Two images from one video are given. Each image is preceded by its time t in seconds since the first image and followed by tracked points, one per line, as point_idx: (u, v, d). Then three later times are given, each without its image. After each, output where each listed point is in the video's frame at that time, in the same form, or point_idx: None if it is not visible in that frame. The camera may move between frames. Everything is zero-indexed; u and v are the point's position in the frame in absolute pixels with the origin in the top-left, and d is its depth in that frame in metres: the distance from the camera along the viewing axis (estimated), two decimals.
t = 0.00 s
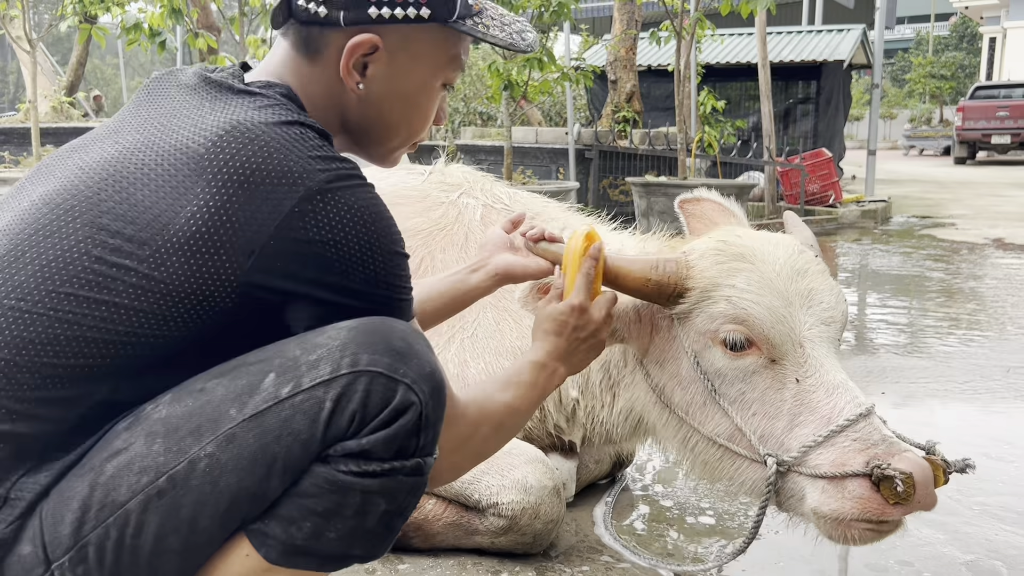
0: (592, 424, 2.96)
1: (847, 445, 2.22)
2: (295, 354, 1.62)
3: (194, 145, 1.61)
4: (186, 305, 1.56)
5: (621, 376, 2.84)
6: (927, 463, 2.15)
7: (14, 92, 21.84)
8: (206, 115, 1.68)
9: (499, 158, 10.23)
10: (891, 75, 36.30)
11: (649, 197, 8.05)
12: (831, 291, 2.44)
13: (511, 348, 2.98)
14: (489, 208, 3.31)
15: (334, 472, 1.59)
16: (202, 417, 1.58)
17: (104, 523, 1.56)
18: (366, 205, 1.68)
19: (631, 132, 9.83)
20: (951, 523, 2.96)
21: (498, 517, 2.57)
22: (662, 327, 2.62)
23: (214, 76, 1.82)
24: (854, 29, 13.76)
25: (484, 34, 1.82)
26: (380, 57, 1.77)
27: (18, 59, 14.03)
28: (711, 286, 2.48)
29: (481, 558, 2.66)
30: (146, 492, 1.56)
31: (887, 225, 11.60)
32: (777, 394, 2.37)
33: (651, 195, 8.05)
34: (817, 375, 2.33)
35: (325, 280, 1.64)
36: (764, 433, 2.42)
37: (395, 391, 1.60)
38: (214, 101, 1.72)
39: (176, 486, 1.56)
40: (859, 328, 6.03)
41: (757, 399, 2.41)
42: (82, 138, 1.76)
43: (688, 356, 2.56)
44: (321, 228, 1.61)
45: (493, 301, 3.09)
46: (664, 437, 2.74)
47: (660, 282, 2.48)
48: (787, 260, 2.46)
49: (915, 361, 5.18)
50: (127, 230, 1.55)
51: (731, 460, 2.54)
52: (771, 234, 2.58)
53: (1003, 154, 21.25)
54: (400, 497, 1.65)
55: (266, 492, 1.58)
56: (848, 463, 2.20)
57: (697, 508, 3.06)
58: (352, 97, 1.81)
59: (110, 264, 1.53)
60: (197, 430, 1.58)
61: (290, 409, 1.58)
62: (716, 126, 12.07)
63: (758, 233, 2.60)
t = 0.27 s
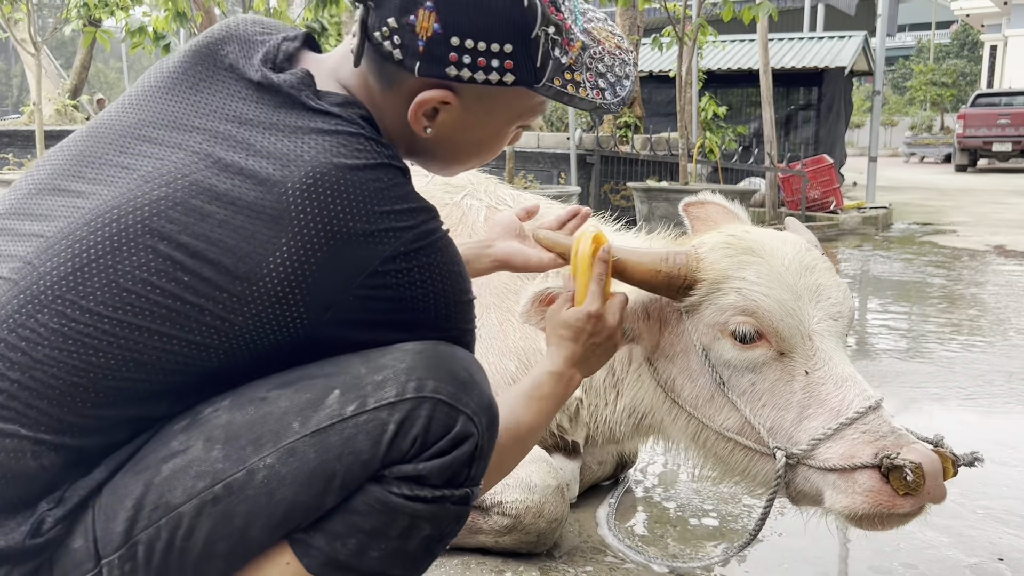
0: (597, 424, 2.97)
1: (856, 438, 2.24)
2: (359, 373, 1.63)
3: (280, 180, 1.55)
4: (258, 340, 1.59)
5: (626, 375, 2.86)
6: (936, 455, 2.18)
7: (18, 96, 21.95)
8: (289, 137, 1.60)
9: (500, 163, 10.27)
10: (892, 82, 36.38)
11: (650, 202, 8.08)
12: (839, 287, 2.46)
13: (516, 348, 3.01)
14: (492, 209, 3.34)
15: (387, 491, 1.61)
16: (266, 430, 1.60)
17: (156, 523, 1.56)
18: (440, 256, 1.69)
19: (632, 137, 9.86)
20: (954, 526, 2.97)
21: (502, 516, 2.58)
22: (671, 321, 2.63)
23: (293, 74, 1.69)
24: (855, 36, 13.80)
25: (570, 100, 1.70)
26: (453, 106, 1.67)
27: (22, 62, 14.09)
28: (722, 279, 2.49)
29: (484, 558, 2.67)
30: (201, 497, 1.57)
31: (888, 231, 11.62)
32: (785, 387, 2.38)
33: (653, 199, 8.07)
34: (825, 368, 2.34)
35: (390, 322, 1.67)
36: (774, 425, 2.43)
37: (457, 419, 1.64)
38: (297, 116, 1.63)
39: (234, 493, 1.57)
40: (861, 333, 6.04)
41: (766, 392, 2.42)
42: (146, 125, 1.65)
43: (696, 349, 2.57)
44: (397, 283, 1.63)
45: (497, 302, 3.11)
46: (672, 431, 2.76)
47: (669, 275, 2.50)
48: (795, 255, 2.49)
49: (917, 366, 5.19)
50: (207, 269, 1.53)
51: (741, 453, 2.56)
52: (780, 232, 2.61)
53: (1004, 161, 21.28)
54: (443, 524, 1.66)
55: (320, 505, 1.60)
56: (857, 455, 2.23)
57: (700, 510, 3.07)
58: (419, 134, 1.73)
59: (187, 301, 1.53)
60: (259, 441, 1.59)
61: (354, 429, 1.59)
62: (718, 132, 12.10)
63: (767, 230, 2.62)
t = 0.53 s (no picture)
0: (606, 424, 2.95)
1: (884, 436, 2.21)
2: (384, 381, 1.65)
3: (307, 189, 1.53)
4: (279, 347, 1.59)
5: (638, 376, 2.83)
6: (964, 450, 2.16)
7: (23, 97, 21.99)
8: (316, 141, 1.57)
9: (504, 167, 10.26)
10: (896, 90, 36.36)
11: (655, 207, 8.06)
12: (857, 287, 2.46)
13: (523, 348, 3.00)
14: (499, 208, 3.33)
15: (409, 501, 1.62)
16: (288, 439, 1.60)
17: (173, 530, 1.56)
18: (467, 267, 1.68)
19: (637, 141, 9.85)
20: (962, 530, 2.94)
21: (508, 514, 2.55)
22: (692, 323, 2.59)
23: (319, 73, 1.66)
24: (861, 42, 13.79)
25: (603, 124, 1.67)
26: (476, 126, 1.64)
27: (28, 63, 14.12)
28: (744, 278, 2.46)
29: (490, 557, 2.65)
30: (220, 504, 1.57)
31: (893, 238, 11.59)
32: (810, 387, 2.35)
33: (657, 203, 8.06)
34: (850, 366, 2.32)
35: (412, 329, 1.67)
36: (800, 426, 2.39)
37: (482, 432, 1.64)
38: (324, 119, 1.60)
39: (253, 501, 1.57)
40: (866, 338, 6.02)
41: (791, 392, 2.39)
42: (168, 121, 1.62)
43: (718, 351, 2.53)
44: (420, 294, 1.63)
45: (504, 301, 3.09)
46: (687, 434, 2.72)
47: (691, 275, 2.46)
48: (814, 255, 2.49)
49: (923, 370, 5.16)
50: (230, 278, 1.52)
51: (765, 455, 2.52)
52: (795, 233, 2.61)
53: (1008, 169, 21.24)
54: (461, 535, 1.67)
55: (340, 514, 1.61)
56: (887, 454, 2.19)
57: (707, 511, 3.05)
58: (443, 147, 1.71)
59: (209, 310, 1.52)
60: (281, 450, 1.59)
61: (378, 441, 1.60)
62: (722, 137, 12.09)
63: (782, 231, 2.62)
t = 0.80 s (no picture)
0: (604, 430, 2.93)
1: (894, 439, 2.20)
2: (363, 376, 1.64)
3: (281, 177, 1.54)
4: (256, 339, 1.58)
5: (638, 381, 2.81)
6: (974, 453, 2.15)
7: (32, 99, 22.08)
8: (293, 132, 1.58)
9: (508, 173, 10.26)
10: (902, 100, 36.35)
11: (658, 214, 8.05)
12: (861, 291, 2.46)
13: (520, 352, 2.99)
14: (499, 210, 3.32)
15: (389, 499, 1.60)
16: (265, 435, 1.59)
17: (151, 525, 1.57)
18: (450, 262, 1.66)
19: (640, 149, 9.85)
20: (963, 540, 2.92)
21: (505, 519, 2.54)
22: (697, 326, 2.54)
23: (304, 69, 1.68)
24: (866, 52, 13.78)
25: (589, 109, 1.67)
26: (459, 109, 1.65)
27: (36, 65, 14.17)
28: (753, 280, 2.44)
29: (485, 562, 2.63)
30: (196, 500, 1.57)
31: (897, 247, 11.56)
32: (819, 391, 2.33)
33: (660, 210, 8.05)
34: (858, 369, 2.31)
35: (394, 324, 1.65)
36: (809, 431, 2.36)
37: (462, 429, 1.63)
38: (303, 111, 1.61)
39: (229, 497, 1.57)
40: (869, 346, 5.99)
41: (800, 396, 2.36)
42: (153, 117, 1.65)
43: (725, 354, 2.49)
44: (399, 286, 1.60)
45: (502, 304, 3.07)
46: (688, 440, 2.69)
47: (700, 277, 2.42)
48: (819, 260, 2.49)
49: (926, 380, 5.13)
50: (204, 268, 1.52)
51: (771, 460, 2.48)
52: (796, 238, 2.61)
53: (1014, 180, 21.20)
54: (443, 534, 1.66)
55: (317, 512, 1.60)
56: (898, 457, 2.18)
57: (705, 519, 3.03)
58: (428, 136, 1.71)
59: (184, 300, 1.52)
60: (257, 445, 1.59)
61: (355, 437, 1.59)
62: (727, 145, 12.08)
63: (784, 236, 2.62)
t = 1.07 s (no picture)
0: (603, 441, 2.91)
1: (908, 444, 2.23)
2: (366, 384, 1.63)
3: (294, 187, 1.56)
4: (265, 346, 1.59)
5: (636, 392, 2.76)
6: (986, 459, 2.20)
7: (33, 105, 22.15)
8: (304, 142, 1.60)
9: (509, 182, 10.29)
10: (902, 113, 36.43)
11: (660, 224, 8.06)
12: (863, 303, 2.50)
13: (519, 362, 2.98)
14: (501, 220, 3.33)
15: (392, 509, 1.61)
16: (271, 442, 1.60)
17: (156, 530, 1.58)
18: (457, 270, 1.67)
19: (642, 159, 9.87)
20: (963, 553, 2.92)
21: (504, 529, 2.55)
22: (700, 335, 2.57)
23: (314, 80, 1.69)
24: (867, 65, 13.82)
25: (600, 130, 1.69)
26: (473, 126, 1.66)
27: (39, 72, 14.20)
28: (761, 289, 2.47)
29: (485, 570, 2.63)
30: (200, 506, 1.58)
31: (898, 259, 11.57)
32: (827, 399, 2.35)
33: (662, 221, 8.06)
34: (866, 378, 2.34)
35: (402, 331, 1.67)
36: (817, 438, 2.38)
37: (463, 438, 1.63)
38: (314, 122, 1.62)
39: (233, 504, 1.58)
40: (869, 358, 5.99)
41: (807, 405, 2.38)
42: (162, 126, 1.67)
43: (730, 362, 2.51)
44: (408, 293, 1.62)
45: (502, 313, 3.08)
46: (685, 450, 2.68)
47: (708, 285, 2.47)
48: (822, 271, 2.53)
49: (925, 392, 5.14)
50: (216, 275, 1.53)
51: (773, 468, 2.48)
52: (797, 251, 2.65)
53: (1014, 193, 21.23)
54: (444, 542, 1.67)
55: (320, 519, 1.61)
56: (914, 460, 2.21)
57: (705, 529, 3.03)
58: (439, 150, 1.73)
59: (196, 307, 1.53)
60: (262, 451, 1.59)
61: (358, 445, 1.59)
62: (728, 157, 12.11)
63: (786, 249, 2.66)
